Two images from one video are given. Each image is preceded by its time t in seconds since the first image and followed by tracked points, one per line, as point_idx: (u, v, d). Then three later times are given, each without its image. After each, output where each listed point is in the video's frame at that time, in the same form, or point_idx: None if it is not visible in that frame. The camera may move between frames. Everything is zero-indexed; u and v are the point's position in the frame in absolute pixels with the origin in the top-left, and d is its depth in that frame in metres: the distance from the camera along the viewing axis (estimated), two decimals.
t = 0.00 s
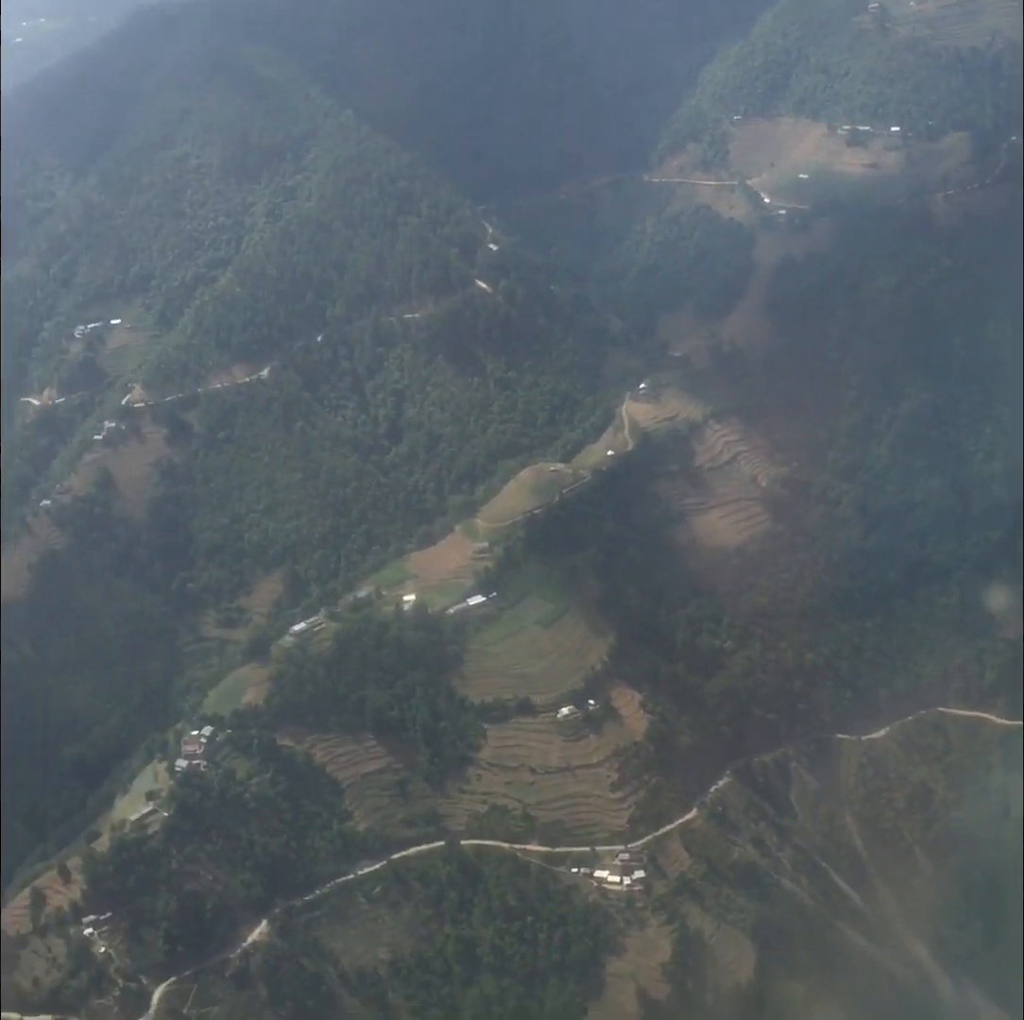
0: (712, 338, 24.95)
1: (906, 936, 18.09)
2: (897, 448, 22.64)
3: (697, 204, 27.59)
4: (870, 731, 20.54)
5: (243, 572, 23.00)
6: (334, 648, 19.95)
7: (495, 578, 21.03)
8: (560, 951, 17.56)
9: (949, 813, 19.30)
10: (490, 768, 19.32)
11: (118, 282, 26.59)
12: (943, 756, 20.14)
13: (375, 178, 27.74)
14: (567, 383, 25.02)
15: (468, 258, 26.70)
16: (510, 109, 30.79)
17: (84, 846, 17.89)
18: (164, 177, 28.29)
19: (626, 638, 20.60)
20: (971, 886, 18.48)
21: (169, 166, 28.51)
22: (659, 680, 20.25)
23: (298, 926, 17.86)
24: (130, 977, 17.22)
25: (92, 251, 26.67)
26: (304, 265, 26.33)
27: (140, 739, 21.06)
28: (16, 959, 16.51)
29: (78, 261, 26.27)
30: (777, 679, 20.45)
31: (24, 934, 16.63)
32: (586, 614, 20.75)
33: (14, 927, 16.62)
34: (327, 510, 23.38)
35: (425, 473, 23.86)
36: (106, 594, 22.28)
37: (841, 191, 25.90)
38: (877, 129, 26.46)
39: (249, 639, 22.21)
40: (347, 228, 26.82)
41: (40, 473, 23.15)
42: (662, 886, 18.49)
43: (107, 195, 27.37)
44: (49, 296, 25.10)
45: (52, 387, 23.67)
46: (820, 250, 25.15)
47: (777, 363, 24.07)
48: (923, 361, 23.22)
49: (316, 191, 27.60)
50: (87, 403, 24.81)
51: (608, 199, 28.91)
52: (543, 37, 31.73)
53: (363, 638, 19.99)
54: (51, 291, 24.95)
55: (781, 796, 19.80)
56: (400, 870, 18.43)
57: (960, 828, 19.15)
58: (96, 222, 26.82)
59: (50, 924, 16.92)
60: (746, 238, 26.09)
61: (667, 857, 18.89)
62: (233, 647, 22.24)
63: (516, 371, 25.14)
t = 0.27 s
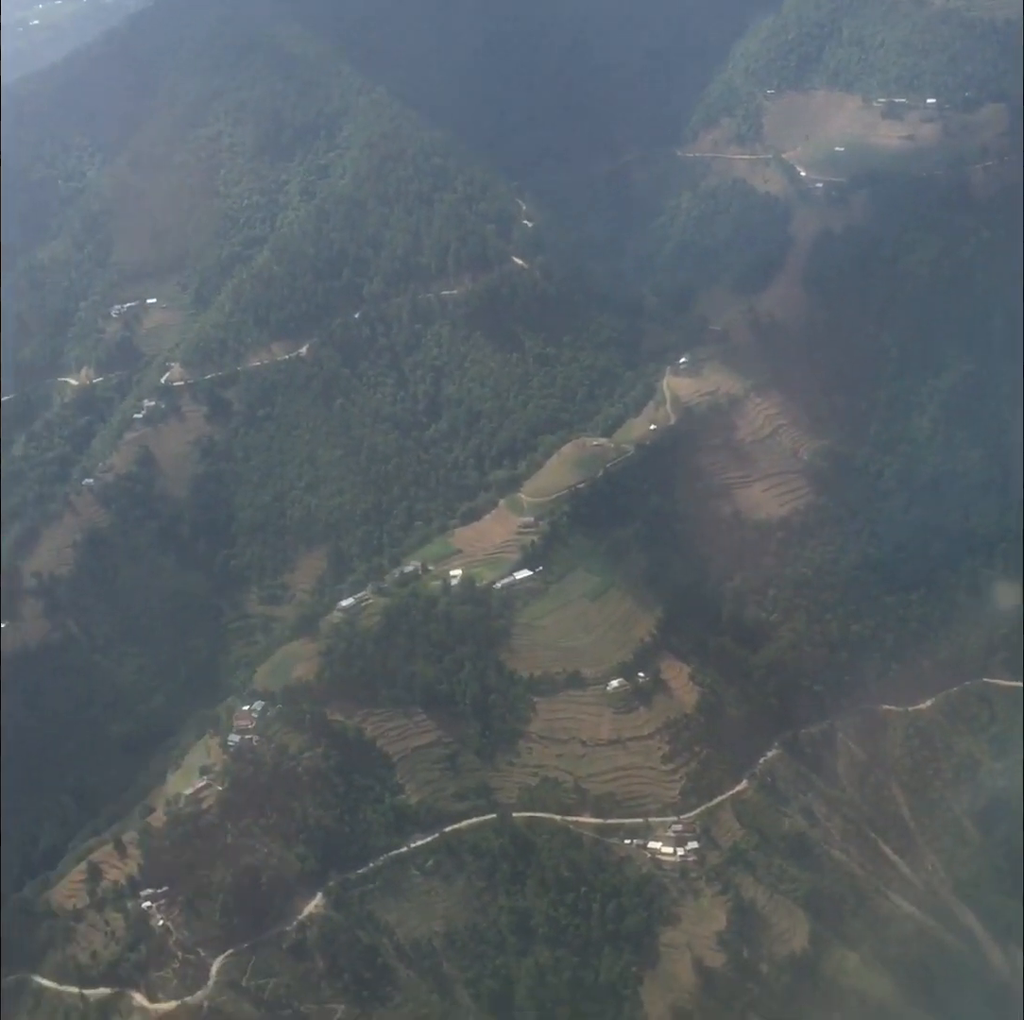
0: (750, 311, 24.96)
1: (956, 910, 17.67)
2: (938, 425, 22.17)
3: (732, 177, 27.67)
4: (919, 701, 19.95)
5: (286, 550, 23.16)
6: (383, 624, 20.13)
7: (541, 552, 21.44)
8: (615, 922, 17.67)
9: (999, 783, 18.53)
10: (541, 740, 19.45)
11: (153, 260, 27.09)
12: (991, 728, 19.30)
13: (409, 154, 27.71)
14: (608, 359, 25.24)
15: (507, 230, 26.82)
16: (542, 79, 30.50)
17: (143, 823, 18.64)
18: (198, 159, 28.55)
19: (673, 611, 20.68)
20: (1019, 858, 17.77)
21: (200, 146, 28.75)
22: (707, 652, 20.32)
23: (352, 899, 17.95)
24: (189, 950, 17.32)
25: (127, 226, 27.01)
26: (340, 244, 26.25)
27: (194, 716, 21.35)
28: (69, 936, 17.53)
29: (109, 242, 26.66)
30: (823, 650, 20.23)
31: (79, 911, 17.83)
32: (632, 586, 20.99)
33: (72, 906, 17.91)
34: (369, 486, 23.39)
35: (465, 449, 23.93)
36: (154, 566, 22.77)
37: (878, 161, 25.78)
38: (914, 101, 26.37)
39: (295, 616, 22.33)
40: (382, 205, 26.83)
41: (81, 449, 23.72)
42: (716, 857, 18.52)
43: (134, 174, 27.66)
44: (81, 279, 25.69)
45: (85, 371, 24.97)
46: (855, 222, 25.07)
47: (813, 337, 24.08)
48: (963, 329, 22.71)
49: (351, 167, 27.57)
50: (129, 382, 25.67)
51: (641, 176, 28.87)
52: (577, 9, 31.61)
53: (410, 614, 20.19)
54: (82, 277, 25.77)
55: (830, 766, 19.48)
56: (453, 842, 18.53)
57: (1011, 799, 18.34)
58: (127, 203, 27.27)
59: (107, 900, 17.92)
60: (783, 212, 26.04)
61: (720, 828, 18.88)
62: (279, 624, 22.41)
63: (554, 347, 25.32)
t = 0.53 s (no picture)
0: (778, 297, 24.96)
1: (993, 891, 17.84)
2: (964, 412, 21.94)
3: (755, 165, 27.70)
4: (951, 684, 20.04)
5: (317, 538, 23.25)
6: (419, 609, 20.13)
7: (575, 537, 21.48)
8: (656, 904, 17.74)
9: None
10: (579, 724, 19.49)
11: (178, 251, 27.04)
12: None
13: (435, 142, 27.98)
14: (631, 336, 25.58)
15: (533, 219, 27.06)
16: (564, 67, 30.44)
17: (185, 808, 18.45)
18: (221, 150, 28.44)
19: (708, 596, 20.81)
20: None
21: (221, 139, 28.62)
22: (742, 636, 20.40)
23: (394, 882, 18.00)
24: (234, 934, 17.36)
25: (155, 215, 27.02)
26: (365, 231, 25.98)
27: (230, 703, 21.48)
28: (113, 923, 17.62)
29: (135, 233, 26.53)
30: (858, 634, 20.29)
31: (122, 896, 17.89)
32: (667, 571, 21.05)
33: (115, 890, 17.98)
34: (400, 476, 23.56)
35: (494, 434, 23.98)
36: (189, 551, 22.77)
37: (901, 149, 25.46)
38: (937, 87, 25.99)
39: (327, 604, 22.45)
40: (408, 193, 26.75)
41: (111, 441, 23.69)
42: (756, 838, 18.57)
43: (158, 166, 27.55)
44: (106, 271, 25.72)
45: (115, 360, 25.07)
46: (882, 208, 24.83)
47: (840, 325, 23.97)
48: (990, 311, 22.42)
49: (375, 155, 27.41)
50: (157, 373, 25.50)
51: (662, 167, 28.99)
52: None
53: (447, 598, 20.18)
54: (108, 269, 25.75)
55: (865, 749, 19.43)
56: (493, 826, 18.54)
57: None
58: (153, 194, 27.19)
59: (150, 885, 17.90)
60: (808, 199, 26.04)
61: (759, 811, 18.87)
62: (311, 611, 22.50)
63: (581, 332, 25.53)
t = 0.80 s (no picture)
0: (808, 291, 24.78)
1: None
2: (997, 404, 21.45)
3: (780, 161, 27.48)
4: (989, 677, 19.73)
5: (348, 535, 23.19)
6: (457, 603, 20.22)
7: (611, 531, 21.58)
8: (700, 896, 17.70)
9: None
10: (619, 717, 19.57)
11: (205, 247, 27.63)
12: None
13: (462, 139, 28.19)
14: (657, 331, 25.56)
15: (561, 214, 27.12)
16: (586, 65, 30.63)
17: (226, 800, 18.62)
18: (248, 150, 29.20)
19: (744, 588, 20.87)
20: None
21: (247, 138, 29.44)
22: (778, 627, 20.46)
23: (438, 875, 18.01)
24: (280, 926, 17.50)
25: (179, 214, 27.91)
26: (391, 230, 26.26)
27: (270, 699, 21.47)
28: (158, 916, 17.77)
29: (162, 233, 27.60)
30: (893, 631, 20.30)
31: (166, 890, 18.01)
32: (703, 563, 21.10)
33: (158, 885, 18.10)
34: (433, 472, 23.59)
35: (524, 430, 24.10)
36: (221, 547, 22.84)
37: (927, 143, 24.91)
38: (964, 81, 25.16)
39: (362, 600, 22.51)
40: (435, 191, 26.99)
41: (141, 439, 24.36)
42: (798, 830, 18.51)
43: (181, 169, 28.51)
44: (129, 273, 26.70)
45: (145, 358, 25.95)
46: (910, 203, 24.49)
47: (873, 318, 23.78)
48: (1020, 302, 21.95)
49: (400, 153, 27.87)
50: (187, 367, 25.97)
51: (687, 159, 28.75)
52: None
53: (485, 592, 20.24)
54: (131, 269, 26.79)
55: (902, 740, 19.25)
56: (535, 819, 18.57)
57: None
58: (175, 196, 28.09)
59: (193, 878, 18.06)
60: (836, 193, 25.88)
61: (800, 802, 18.84)
62: (347, 608, 22.51)
63: (610, 326, 25.62)
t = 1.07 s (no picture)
0: (841, 285, 24.68)
1: None
2: None
3: (809, 156, 27.32)
4: None
5: (382, 529, 23.20)
6: (498, 595, 20.23)
7: (649, 523, 21.69)
8: (744, 887, 17.68)
9: None
10: (661, 708, 19.57)
11: (233, 244, 27.68)
12: None
13: (491, 136, 28.28)
14: (689, 326, 25.53)
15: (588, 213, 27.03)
16: (611, 66, 30.89)
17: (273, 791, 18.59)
18: (277, 147, 29.29)
19: (783, 580, 20.92)
20: None
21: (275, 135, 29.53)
22: (817, 619, 20.46)
23: (483, 865, 18.06)
24: (328, 917, 17.62)
25: (207, 210, 28.01)
26: (421, 224, 26.29)
27: (310, 692, 21.54)
28: (205, 906, 17.80)
29: (191, 230, 27.62)
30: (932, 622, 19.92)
31: (213, 880, 18.03)
32: (742, 557, 21.07)
33: (205, 875, 18.10)
34: (467, 467, 23.52)
35: (558, 424, 24.12)
36: (256, 540, 22.85)
37: (958, 132, 24.84)
38: (994, 74, 25.16)
39: (399, 594, 22.52)
40: (464, 186, 27.04)
41: (175, 435, 24.49)
42: (842, 819, 18.54)
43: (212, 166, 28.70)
44: (160, 268, 26.85)
45: (177, 352, 25.99)
46: (943, 194, 24.50)
47: (907, 311, 23.56)
48: None
49: (427, 151, 27.90)
50: (220, 361, 26.07)
51: (712, 156, 28.76)
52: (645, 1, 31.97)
53: (526, 584, 20.24)
54: (161, 264, 26.96)
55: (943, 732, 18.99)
56: (579, 810, 18.58)
57: None
58: (203, 192, 28.24)
59: (241, 870, 18.09)
60: (867, 187, 25.79)
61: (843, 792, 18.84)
62: (384, 602, 22.55)
63: (642, 319, 25.64)
